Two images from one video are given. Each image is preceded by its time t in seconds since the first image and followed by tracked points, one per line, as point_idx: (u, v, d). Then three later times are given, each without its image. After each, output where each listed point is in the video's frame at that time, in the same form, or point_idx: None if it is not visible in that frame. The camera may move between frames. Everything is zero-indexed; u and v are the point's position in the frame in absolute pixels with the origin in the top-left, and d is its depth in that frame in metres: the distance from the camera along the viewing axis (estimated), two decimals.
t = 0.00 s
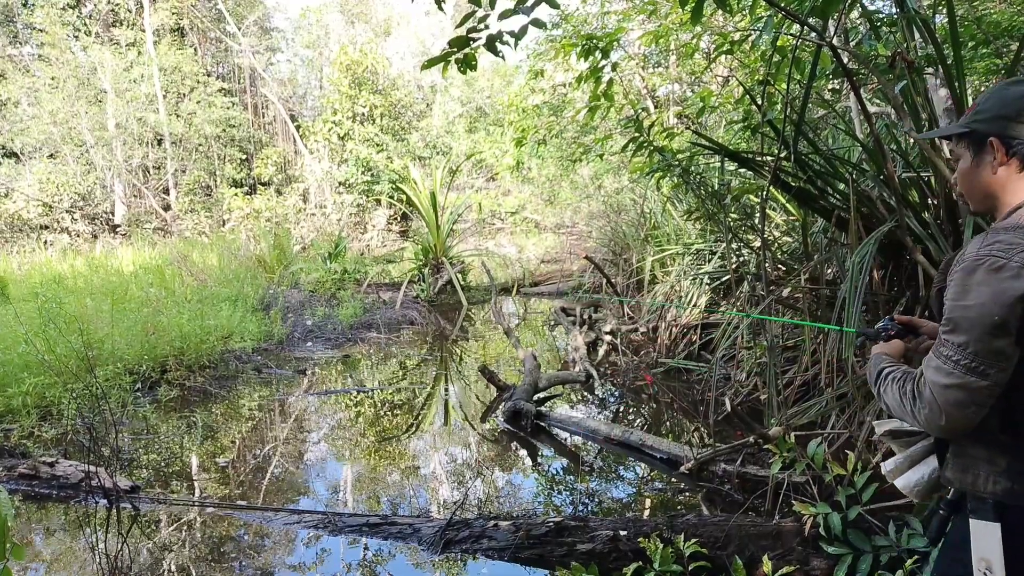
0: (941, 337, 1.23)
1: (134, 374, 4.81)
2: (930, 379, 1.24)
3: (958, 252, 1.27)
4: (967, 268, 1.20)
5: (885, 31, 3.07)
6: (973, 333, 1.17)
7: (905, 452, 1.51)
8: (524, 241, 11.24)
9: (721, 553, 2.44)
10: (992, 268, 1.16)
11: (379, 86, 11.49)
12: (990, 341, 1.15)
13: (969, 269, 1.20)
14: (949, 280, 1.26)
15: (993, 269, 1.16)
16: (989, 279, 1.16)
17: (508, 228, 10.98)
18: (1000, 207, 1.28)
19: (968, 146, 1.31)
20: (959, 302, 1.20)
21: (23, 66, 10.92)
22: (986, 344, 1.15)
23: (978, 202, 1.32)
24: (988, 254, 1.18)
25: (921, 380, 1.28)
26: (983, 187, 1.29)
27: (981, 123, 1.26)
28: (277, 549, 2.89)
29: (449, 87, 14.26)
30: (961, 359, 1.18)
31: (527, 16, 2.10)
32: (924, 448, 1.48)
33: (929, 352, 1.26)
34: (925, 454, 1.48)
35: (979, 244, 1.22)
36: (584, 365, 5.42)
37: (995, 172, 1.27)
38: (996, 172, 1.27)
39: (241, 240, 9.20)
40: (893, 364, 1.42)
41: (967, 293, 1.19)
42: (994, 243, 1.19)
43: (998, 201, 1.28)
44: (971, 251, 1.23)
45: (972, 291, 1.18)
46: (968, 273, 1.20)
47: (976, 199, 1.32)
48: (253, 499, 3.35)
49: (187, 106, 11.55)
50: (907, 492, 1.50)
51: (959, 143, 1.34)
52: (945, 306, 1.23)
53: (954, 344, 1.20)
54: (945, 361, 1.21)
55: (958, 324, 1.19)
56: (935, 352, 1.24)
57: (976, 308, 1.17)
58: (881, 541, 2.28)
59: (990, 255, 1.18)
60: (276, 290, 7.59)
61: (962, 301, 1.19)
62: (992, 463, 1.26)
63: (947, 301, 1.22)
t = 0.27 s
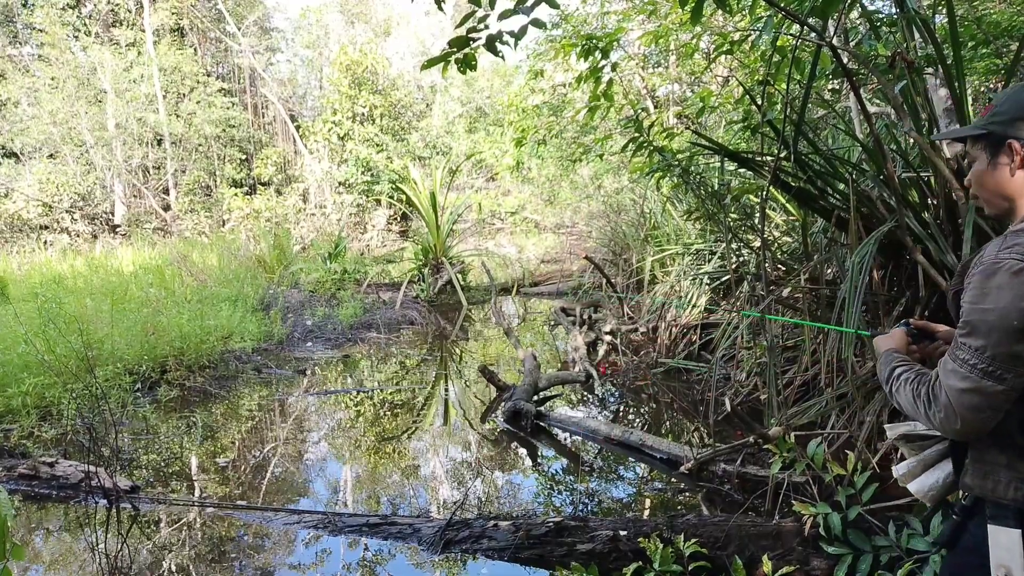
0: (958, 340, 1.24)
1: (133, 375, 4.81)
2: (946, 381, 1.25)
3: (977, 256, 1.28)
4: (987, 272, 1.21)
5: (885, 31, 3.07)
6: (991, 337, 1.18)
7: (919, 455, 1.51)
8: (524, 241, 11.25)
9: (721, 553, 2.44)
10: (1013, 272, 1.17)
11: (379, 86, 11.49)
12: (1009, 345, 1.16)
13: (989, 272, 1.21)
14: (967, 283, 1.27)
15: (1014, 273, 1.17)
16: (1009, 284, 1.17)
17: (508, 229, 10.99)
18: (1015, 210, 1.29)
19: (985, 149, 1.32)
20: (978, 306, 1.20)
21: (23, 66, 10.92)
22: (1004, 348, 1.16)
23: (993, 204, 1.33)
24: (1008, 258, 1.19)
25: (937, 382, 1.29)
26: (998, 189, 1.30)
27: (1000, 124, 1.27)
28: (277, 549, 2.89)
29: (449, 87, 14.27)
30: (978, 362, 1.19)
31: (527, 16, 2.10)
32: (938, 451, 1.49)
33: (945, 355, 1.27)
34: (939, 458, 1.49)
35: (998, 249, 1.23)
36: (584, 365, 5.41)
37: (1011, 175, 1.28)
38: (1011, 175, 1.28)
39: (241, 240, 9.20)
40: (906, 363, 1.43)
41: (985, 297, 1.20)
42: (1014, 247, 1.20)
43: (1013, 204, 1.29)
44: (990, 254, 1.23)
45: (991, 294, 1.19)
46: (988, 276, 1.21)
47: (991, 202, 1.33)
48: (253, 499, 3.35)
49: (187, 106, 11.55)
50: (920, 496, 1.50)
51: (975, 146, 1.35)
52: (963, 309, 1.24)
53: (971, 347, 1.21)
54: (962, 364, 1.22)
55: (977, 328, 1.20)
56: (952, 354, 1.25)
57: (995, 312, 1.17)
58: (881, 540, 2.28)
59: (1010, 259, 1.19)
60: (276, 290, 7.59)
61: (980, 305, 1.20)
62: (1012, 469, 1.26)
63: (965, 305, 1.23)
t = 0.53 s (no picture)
0: (964, 344, 1.24)
1: (134, 375, 4.81)
2: (951, 385, 1.25)
3: (984, 258, 1.27)
4: (994, 275, 1.21)
5: (885, 31, 3.07)
6: (998, 342, 1.18)
7: (928, 458, 1.50)
8: (524, 241, 11.26)
9: (721, 553, 2.44)
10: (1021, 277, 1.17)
11: (379, 86, 11.48)
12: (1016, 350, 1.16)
13: (997, 276, 1.21)
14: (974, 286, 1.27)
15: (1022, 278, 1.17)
16: (1017, 288, 1.17)
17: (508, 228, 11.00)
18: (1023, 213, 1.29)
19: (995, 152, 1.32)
20: (985, 310, 1.20)
21: (23, 66, 10.91)
22: (1011, 353, 1.16)
23: (1000, 207, 1.33)
24: (1017, 263, 1.19)
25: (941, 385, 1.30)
26: (1006, 192, 1.30)
27: (1013, 127, 1.27)
28: (277, 549, 2.89)
29: (449, 87, 14.27)
30: (984, 367, 1.20)
31: (527, 16, 2.10)
32: (947, 454, 1.48)
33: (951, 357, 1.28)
34: (949, 461, 1.48)
35: (1006, 251, 1.23)
36: (584, 365, 5.42)
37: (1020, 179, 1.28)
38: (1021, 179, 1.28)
39: (241, 240, 9.20)
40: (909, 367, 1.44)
41: (992, 301, 1.19)
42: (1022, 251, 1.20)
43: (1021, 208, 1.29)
44: (998, 257, 1.23)
45: (998, 298, 1.19)
46: (996, 280, 1.20)
47: (999, 204, 1.32)
48: (253, 499, 3.35)
49: (187, 106, 11.55)
50: (929, 499, 1.49)
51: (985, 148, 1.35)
52: (969, 313, 1.24)
53: (977, 352, 1.21)
54: (968, 368, 1.22)
55: (983, 332, 1.20)
56: (957, 358, 1.25)
57: (1002, 316, 1.18)
58: (881, 540, 2.29)
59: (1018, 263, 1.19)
60: (276, 290, 7.59)
61: (987, 309, 1.20)
62: (1020, 473, 1.28)
63: (973, 308, 1.23)
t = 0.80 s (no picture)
0: (964, 352, 1.29)
1: (134, 375, 4.81)
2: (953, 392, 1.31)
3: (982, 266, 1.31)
4: (991, 285, 1.25)
5: (886, 31, 3.07)
6: (996, 350, 1.22)
7: (937, 463, 1.50)
8: (523, 241, 11.28)
9: (721, 553, 2.44)
10: (1017, 286, 1.21)
11: (379, 87, 11.48)
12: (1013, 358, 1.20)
13: (993, 285, 1.25)
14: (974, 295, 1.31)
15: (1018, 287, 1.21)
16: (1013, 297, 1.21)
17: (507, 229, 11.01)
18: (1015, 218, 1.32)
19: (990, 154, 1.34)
20: (983, 318, 1.25)
21: (24, 66, 10.91)
22: (1008, 361, 1.21)
23: (994, 211, 1.35)
24: (1013, 271, 1.22)
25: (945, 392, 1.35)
26: (999, 196, 1.32)
27: (1005, 131, 1.29)
28: (277, 549, 2.89)
29: (449, 88, 14.28)
30: (983, 374, 1.24)
31: (527, 15, 2.09)
32: (956, 459, 1.47)
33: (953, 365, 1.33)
34: (957, 465, 1.47)
35: (1003, 258, 1.26)
36: (584, 365, 5.42)
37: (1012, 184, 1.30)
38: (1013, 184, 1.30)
39: (241, 240, 9.21)
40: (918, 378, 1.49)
41: (988, 310, 1.24)
42: (1018, 259, 1.23)
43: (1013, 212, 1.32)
44: (995, 265, 1.27)
45: (994, 307, 1.23)
46: (992, 289, 1.25)
47: (992, 207, 1.35)
48: (253, 499, 3.35)
49: (187, 106, 11.55)
50: (939, 502, 1.50)
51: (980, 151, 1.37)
52: (969, 321, 1.29)
53: (976, 360, 1.26)
54: (968, 376, 1.27)
55: (981, 341, 1.25)
56: (958, 366, 1.30)
57: (999, 325, 1.22)
58: (881, 540, 2.29)
59: (1014, 272, 1.22)
60: (276, 290, 7.59)
61: (984, 317, 1.24)
62: None
63: (971, 317, 1.28)
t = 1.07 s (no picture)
0: (956, 362, 1.40)
1: (134, 375, 4.81)
2: (949, 400, 1.42)
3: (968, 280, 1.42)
4: (972, 299, 1.37)
5: (886, 32, 3.08)
6: (981, 359, 1.33)
7: (950, 472, 1.63)
8: (524, 241, 11.28)
9: (721, 553, 2.45)
10: (994, 299, 1.32)
11: (379, 87, 11.48)
12: (996, 366, 1.31)
13: (975, 299, 1.36)
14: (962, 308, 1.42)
15: (996, 299, 1.32)
16: (991, 309, 1.32)
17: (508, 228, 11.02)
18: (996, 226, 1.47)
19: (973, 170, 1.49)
20: (967, 330, 1.36)
21: (24, 66, 10.91)
22: (993, 369, 1.32)
23: (980, 221, 1.51)
24: (991, 285, 1.33)
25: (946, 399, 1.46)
26: (981, 208, 1.48)
27: (978, 150, 1.45)
28: (277, 549, 2.88)
29: (449, 88, 14.28)
30: (973, 382, 1.35)
31: (528, 16, 2.10)
32: (967, 469, 1.60)
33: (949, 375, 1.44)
34: (969, 475, 1.60)
35: (985, 273, 1.37)
36: (584, 365, 5.42)
37: (990, 197, 1.46)
38: (990, 197, 1.46)
39: (241, 240, 9.21)
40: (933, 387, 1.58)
41: (972, 322, 1.35)
42: (996, 273, 1.34)
43: (995, 221, 1.47)
44: (979, 278, 1.39)
45: (976, 319, 1.34)
46: (975, 302, 1.36)
47: (979, 217, 1.50)
48: (253, 499, 3.35)
49: (187, 106, 11.55)
50: (950, 510, 1.62)
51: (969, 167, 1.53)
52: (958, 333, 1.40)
53: (966, 369, 1.37)
54: (960, 383, 1.38)
55: (968, 351, 1.36)
56: (952, 375, 1.41)
57: (980, 336, 1.33)
58: (881, 540, 2.29)
59: (992, 285, 1.33)
60: (276, 290, 7.59)
61: (968, 330, 1.36)
62: None
63: (959, 330, 1.39)
